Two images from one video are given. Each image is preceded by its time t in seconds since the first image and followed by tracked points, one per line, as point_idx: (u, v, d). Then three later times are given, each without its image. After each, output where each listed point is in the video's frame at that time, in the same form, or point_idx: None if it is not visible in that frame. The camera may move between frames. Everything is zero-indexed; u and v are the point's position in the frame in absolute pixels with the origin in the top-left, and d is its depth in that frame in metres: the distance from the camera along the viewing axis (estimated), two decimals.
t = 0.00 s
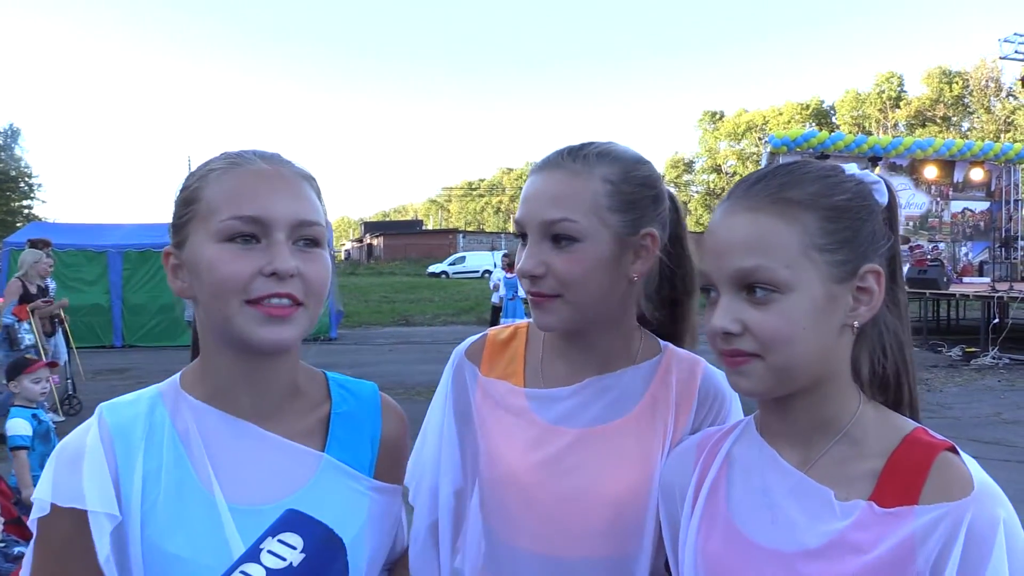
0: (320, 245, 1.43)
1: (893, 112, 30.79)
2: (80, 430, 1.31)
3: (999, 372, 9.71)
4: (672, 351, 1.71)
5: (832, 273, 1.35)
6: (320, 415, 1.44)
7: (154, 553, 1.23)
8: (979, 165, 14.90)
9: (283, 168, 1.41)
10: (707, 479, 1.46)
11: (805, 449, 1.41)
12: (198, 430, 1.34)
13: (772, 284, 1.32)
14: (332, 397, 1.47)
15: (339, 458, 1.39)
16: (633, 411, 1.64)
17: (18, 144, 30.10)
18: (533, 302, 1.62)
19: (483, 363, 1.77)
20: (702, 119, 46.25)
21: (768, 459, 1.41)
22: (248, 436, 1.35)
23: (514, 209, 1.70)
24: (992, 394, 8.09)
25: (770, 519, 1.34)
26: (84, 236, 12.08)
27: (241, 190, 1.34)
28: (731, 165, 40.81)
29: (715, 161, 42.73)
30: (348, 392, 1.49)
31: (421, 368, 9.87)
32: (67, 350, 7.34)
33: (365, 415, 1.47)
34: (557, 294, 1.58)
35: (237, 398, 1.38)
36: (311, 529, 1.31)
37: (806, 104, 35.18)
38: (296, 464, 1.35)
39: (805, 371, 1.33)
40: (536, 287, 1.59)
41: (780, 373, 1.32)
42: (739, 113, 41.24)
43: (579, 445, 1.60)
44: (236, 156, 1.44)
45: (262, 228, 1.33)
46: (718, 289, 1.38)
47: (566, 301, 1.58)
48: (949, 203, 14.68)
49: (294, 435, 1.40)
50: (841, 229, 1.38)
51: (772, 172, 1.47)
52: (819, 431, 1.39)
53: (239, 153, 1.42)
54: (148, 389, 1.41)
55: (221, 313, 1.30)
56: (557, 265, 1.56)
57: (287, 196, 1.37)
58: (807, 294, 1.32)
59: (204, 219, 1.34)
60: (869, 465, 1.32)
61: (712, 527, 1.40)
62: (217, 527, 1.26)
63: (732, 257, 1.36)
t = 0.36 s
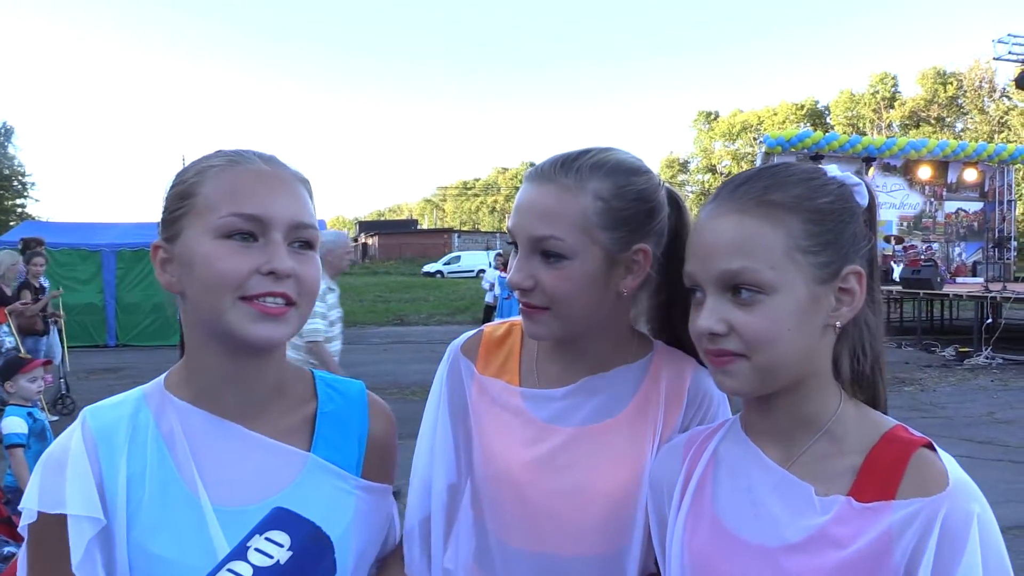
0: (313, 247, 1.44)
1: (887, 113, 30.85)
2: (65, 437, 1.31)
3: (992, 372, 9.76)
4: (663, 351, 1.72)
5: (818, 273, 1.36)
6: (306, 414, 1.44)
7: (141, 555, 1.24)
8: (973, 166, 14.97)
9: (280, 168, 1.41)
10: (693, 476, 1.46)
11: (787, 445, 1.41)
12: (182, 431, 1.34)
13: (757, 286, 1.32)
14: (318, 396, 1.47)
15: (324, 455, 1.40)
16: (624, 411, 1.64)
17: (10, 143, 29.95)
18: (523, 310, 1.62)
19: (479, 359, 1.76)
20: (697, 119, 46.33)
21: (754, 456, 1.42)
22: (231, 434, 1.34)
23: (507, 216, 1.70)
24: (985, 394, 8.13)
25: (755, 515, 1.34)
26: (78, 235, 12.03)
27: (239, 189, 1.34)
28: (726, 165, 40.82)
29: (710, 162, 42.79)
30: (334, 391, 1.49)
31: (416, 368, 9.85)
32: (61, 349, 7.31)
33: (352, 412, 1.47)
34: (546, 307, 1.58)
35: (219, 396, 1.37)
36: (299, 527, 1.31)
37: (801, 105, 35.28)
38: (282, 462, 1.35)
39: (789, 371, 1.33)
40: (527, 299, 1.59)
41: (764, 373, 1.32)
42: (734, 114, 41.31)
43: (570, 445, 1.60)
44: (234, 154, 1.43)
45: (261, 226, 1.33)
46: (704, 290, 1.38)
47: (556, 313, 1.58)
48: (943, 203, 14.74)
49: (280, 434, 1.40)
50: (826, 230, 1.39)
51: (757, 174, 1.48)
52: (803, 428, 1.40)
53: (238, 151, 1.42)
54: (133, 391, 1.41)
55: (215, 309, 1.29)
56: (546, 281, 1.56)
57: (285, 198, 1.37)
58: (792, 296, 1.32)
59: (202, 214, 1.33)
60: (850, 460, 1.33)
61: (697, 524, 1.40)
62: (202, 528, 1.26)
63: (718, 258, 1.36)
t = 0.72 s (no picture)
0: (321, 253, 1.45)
1: (890, 109, 30.75)
2: (61, 434, 1.32)
3: (995, 369, 9.75)
4: (661, 348, 1.73)
5: (828, 270, 1.35)
6: (301, 408, 1.44)
7: (135, 551, 1.24)
8: (976, 163, 14.94)
9: (295, 173, 1.42)
10: (699, 476, 1.46)
11: (797, 443, 1.41)
12: (177, 428, 1.34)
13: (767, 280, 1.32)
14: (312, 391, 1.47)
15: (322, 452, 1.39)
16: (623, 410, 1.64)
17: (12, 140, 29.95)
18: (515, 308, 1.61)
19: (472, 359, 1.76)
20: (699, 116, 46.26)
21: (761, 453, 1.41)
22: (229, 432, 1.34)
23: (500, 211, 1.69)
24: (988, 391, 8.12)
25: (761, 514, 1.34)
26: (81, 232, 12.05)
27: (258, 193, 1.34)
28: (728, 162, 40.71)
29: (712, 158, 42.72)
30: (328, 386, 1.48)
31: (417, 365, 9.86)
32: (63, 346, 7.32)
33: (350, 408, 1.47)
34: (538, 306, 1.57)
35: (218, 390, 1.37)
36: (297, 524, 1.31)
37: (803, 101, 35.23)
38: (280, 460, 1.35)
39: (798, 367, 1.33)
40: (519, 296, 1.58)
41: (774, 369, 1.32)
42: (736, 110, 41.21)
43: (568, 445, 1.60)
44: (250, 154, 1.43)
45: (280, 232, 1.33)
46: (712, 286, 1.38)
47: (548, 312, 1.58)
48: (946, 200, 14.71)
49: (277, 430, 1.40)
50: (836, 229, 1.39)
51: (763, 170, 1.48)
52: (812, 425, 1.39)
53: (255, 153, 1.42)
54: (129, 389, 1.41)
55: (232, 312, 1.29)
56: (537, 279, 1.55)
57: (298, 203, 1.38)
58: (802, 292, 1.32)
59: (222, 216, 1.32)
60: (862, 460, 1.33)
61: (704, 524, 1.40)
62: (196, 524, 1.26)
63: (728, 254, 1.36)
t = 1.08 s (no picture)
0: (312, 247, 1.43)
1: (889, 105, 30.72)
2: (63, 432, 1.32)
3: (993, 365, 9.76)
4: (657, 343, 1.74)
5: (836, 265, 1.35)
6: (305, 406, 1.44)
7: (136, 547, 1.24)
8: (974, 158, 14.95)
9: (280, 166, 1.41)
10: (702, 472, 1.47)
11: (805, 439, 1.41)
12: (178, 424, 1.34)
13: (777, 278, 1.32)
14: (315, 388, 1.47)
15: (326, 450, 1.40)
16: (619, 407, 1.65)
17: (9, 138, 29.88)
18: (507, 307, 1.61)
19: (463, 359, 1.76)
20: (698, 112, 46.23)
21: (767, 450, 1.42)
22: (232, 430, 1.34)
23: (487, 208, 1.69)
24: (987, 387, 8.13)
25: (767, 510, 1.35)
26: (80, 230, 12.03)
27: (238, 190, 1.33)
28: (726, 158, 40.66)
29: (710, 154, 42.69)
30: (332, 384, 1.49)
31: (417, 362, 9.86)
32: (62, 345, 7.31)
33: (353, 406, 1.47)
34: (528, 305, 1.58)
35: (220, 389, 1.37)
36: (295, 522, 1.31)
37: (802, 97, 35.20)
38: (279, 458, 1.34)
39: (809, 365, 1.33)
40: (509, 294, 1.58)
41: (788, 367, 1.32)
42: (734, 107, 41.20)
43: (563, 443, 1.60)
44: (233, 149, 1.43)
45: (261, 230, 1.32)
46: (720, 283, 1.38)
47: (539, 310, 1.58)
48: (944, 195, 14.72)
49: (277, 427, 1.40)
50: (842, 224, 1.38)
51: (772, 165, 1.47)
52: (820, 421, 1.40)
53: (237, 147, 1.41)
54: (133, 386, 1.41)
55: (216, 312, 1.29)
56: (526, 276, 1.55)
57: (282, 197, 1.37)
58: (812, 288, 1.32)
59: (202, 215, 1.32)
60: (873, 454, 1.33)
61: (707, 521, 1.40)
62: (197, 522, 1.26)
63: (737, 250, 1.36)
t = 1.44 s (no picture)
0: (305, 253, 1.42)
1: (887, 113, 30.79)
2: (68, 439, 1.33)
3: (993, 372, 9.76)
4: (642, 352, 1.74)
5: (838, 277, 1.35)
6: (311, 421, 1.43)
7: (134, 555, 1.24)
8: (972, 166, 14.97)
9: (268, 172, 1.41)
10: (699, 482, 1.46)
11: (803, 451, 1.41)
12: (182, 434, 1.34)
13: (778, 289, 1.32)
14: (322, 404, 1.46)
15: (329, 466, 1.38)
16: (608, 413, 1.65)
17: (9, 147, 29.90)
18: (519, 306, 1.60)
19: (448, 372, 1.75)
20: (696, 120, 46.34)
21: (765, 461, 1.41)
22: (236, 442, 1.34)
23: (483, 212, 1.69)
24: (986, 395, 8.11)
25: (767, 520, 1.34)
26: (79, 238, 12.04)
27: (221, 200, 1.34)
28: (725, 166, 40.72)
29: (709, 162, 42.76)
30: (339, 399, 1.48)
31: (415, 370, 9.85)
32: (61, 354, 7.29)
33: (359, 421, 1.47)
34: (551, 298, 1.58)
35: (223, 403, 1.37)
36: (293, 532, 1.29)
37: (800, 105, 35.29)
38: (277, 468, 1.34)
39: (808, 377, 1.34)
40: (525, 292, 1.58)
41: (787, 378, 1.33)
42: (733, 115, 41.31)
43: (555, 451, 1.60)
44: (218, 160, 1.44)
45: (241, 238, 1.33)
46: (720, 293, 1.38)
47: (559, 303, 1.59)
48: (943, 203, 14.74)
49: (282, 441, 1.39)
50: (846, 237, 1.39)
51: (775, 175, 1.47)
52: (818, 433, 1.40)
53: (221, 157, 1.42)
54: (139, 395, 1.42)
55: (201, 322, 1.31)
56: (552, 268, 1.56)
57: (267, 205, 1.36)
58: (813, 298, 1.33)
59: (188, 226, 1.34)
60: (871, 466, 1.32)
61: (704, 531, 1.40)
62: (196, 531, 1.25)
63: (737, 259, 1.36)
